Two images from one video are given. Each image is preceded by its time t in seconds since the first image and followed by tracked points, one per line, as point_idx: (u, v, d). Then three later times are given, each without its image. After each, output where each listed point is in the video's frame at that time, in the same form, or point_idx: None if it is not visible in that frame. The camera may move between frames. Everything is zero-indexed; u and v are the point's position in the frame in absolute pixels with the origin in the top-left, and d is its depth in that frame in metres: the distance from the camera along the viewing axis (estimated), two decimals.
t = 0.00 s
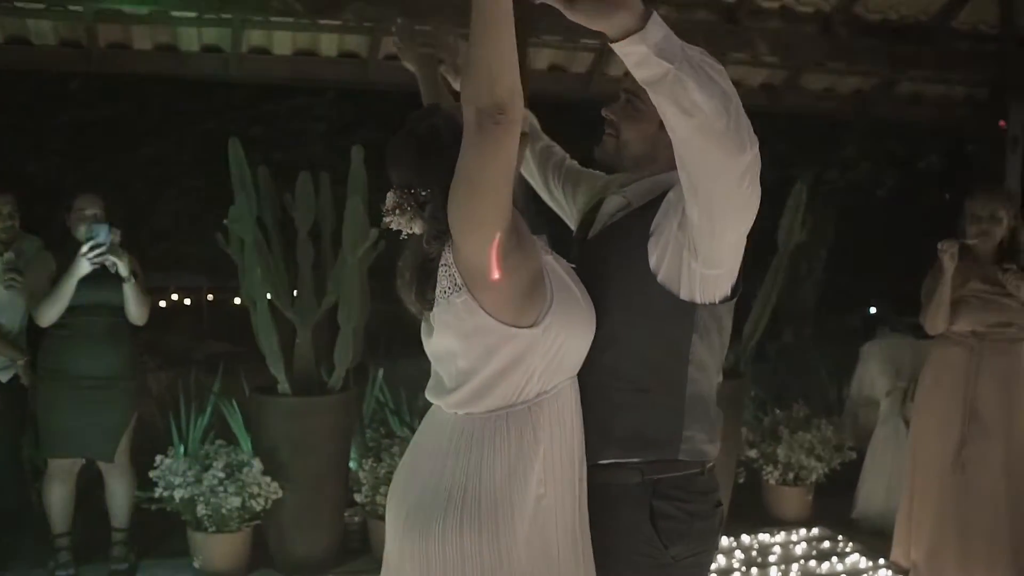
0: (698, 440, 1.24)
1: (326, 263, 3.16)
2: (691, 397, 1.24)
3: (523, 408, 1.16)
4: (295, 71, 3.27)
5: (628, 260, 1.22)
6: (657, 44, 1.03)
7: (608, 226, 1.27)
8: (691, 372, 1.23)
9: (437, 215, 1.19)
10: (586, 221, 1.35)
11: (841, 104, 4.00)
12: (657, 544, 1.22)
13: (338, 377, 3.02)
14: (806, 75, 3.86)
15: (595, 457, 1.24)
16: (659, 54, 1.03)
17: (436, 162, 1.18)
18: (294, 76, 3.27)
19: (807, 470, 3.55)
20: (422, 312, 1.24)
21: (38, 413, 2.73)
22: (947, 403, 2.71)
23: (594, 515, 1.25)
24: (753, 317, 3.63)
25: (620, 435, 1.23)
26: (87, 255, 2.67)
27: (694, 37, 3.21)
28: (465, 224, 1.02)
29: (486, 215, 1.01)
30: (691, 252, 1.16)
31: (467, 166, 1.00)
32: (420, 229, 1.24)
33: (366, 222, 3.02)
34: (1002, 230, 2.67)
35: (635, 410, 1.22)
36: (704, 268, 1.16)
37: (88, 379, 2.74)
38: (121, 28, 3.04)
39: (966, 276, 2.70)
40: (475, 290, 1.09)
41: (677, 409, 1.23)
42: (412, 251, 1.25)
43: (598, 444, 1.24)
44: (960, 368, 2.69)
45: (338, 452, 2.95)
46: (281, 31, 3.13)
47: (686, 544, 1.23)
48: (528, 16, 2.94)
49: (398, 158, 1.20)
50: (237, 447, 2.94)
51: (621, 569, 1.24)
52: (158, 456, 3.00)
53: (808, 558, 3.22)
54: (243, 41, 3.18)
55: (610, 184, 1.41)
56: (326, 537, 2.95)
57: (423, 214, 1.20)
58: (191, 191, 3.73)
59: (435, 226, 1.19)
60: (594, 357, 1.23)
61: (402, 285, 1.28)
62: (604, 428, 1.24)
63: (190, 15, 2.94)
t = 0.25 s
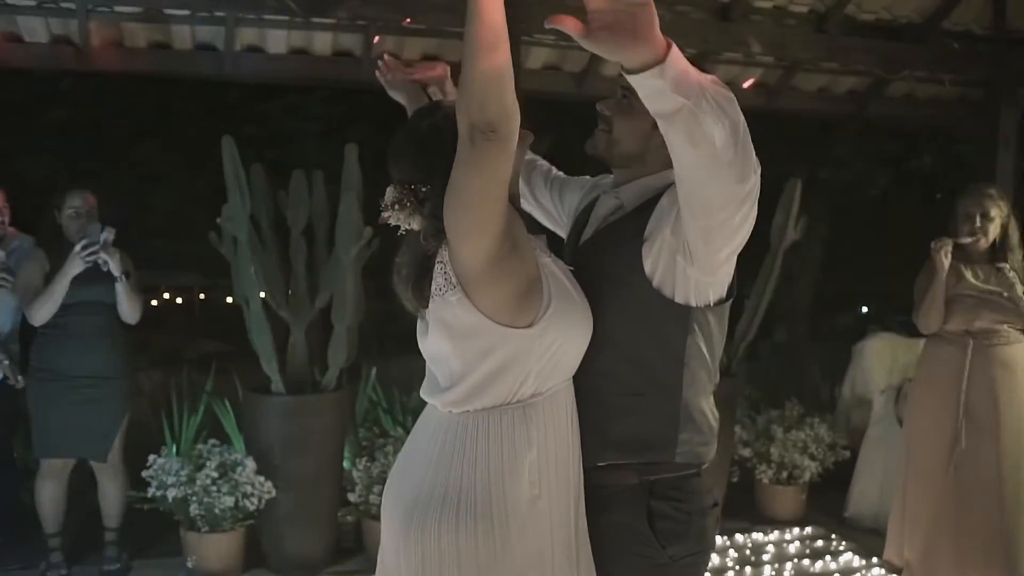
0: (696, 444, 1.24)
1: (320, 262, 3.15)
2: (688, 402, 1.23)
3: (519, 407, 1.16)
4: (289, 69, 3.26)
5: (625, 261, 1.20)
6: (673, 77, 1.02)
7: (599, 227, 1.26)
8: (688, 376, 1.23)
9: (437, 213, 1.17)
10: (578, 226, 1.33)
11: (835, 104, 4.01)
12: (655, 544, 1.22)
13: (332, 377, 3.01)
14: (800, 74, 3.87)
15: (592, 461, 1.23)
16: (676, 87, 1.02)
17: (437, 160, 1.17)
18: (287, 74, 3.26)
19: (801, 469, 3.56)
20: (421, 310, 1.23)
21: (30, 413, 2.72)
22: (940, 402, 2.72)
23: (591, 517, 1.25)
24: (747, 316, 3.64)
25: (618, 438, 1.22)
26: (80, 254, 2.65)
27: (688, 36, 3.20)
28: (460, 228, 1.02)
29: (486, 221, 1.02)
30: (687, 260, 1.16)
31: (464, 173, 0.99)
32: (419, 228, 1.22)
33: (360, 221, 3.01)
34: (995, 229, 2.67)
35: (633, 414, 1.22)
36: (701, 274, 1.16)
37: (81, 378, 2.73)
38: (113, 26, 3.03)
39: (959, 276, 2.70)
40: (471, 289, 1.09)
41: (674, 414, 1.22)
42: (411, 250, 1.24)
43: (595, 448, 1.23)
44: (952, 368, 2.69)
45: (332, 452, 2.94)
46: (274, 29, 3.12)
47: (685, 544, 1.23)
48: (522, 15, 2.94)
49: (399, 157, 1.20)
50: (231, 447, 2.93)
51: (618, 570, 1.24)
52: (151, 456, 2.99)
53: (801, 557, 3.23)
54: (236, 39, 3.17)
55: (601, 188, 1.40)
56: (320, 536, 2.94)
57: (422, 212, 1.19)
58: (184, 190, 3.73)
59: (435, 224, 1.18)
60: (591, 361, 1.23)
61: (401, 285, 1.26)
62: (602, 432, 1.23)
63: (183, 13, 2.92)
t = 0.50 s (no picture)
0: (692, 446, 1.23)
1: (312, 261, 3.14)
2: (682, 405, 1.23)
3: (509, 407, 1.16)
4: (280, 68, 3.25)
5: (621, 263, 1.20)
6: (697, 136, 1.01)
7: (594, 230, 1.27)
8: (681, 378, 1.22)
9: (437, 211, 1.17)
10: (569, 229, 1.33)
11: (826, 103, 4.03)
12: (650, 544, 1.22)
13: (324, 377, 3.00)
14: (791, 74, 3.88)
15: (587, 464, 1.23)
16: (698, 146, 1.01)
17: (439, 159, 1.17)
18: (279, 73, 3.26)
19: (793, 469, 3.57)
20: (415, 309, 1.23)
21: (21, 414, 2.71)
22: (931, 402, 2.73)
23: (587, 518, 1.25)
24: (738, 316, 3.65)
25: (613, 441, 1.22)
26: (71, 254, 2.64)
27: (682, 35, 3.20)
28: (451, 238, 1.02)
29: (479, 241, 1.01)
30: (679, 269, 1.15)
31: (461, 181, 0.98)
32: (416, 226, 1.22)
33: (352, 220, 3.01)
34: (986, 229, 2.68)
35: (628, 417, 1.21)
36: (693, 280, 1.15)
37: (72, 379, 2.72)
38: (104, 24, 3.01)
39: (950, 275, 2.71)
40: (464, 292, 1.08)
41: (669, 416, 1.22)
42: (408, 248, 1.23)
43: (590, 451, 1.23)
44: (944, 367, 2.70)
45: (324, 452, 2.94)
46: (267, 28, 3.11)
47: (683, 543, 1.23)
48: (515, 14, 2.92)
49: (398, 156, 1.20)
50: (222, 447, 2.94)
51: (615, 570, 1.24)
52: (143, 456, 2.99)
53: (794, 556, 3.24)
54: (228, 38, 3.17)
55: (593, 187, 1.39)
56: (313, 537, 2.94)
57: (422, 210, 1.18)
58: (176, 189, 3.72)
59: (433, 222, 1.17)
60: (586, 363, 1.23)
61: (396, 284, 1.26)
62: (596, 435, 1.23)
63: (175, 11, 2.92)
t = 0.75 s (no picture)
0: (683, 450, 1.24)
1: (304, 263, 3.13)
2: (674, 410, 1.24)
3: (500, 411, 1.15)
4: (272, 69, 3.25)
5: (613, 268, 1.20)
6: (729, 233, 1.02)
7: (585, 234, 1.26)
8: (674, 383, 1.23)
9: (434, 211, 1.15)
10: (559, 238, 1.30)
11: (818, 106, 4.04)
12: (642, 546, 1.23)
13: (316, 378, 2.99)
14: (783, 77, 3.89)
15: (579, 469, 1.24)
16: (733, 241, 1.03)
17: (438, 159, 1.17)
18: (271, 74, 3.25)
19: (784, 471, 3.58)
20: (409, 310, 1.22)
21: (10, 415, 2.69)
22: (921, 404, 2.75)
23: (579, 521, 1.26)
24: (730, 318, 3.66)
25: (604, 446, 1.22)
26: (63, 255, 2.61)
27: (674, 37, 3.20)
28: (443, 256, 1.02)
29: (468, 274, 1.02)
30: (672, 279, 1.14)
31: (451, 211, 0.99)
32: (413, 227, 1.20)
33: (344, 221, 3.00)
34: (978, 231, 2.69)
35: (620, 422, 1.22)
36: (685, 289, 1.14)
37: (62, 381, 2.70)
38: (95, 24, 3.00)
39: (941, 277, 2.72)
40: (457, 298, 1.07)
41: (661, 421, 1.23)
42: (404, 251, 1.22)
43: (582, 456, 1.24)
44: (934, 369, 2.72)
45: (315, 453, 2.93)
46: (259, 28, 3.10)
47: (676, 544, 1.24)
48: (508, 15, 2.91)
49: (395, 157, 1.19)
50: (213, 449, 2.93)
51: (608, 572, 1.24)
52: (134, 458, 2.98)
53: (785, 558, 3.24)
54: (219, 38, 3.16)
55: (584, 193, 1.37)
56: (303, 539, 2.93)
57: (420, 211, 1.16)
58: (167, 190, 3.71)
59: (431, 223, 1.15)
60: (578, 367, 1.23)
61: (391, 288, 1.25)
62: (588, 439, 1.23)
63: (167, 11, 2.91)
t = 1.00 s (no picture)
0: (677, 456, 1.22)
1: (296, 267, 3.13)
2: (667, 418, 1.22)
3: (491, 419, 1.14)
4: (264, 73, 3.24)
5: (605, 275, 1.20)
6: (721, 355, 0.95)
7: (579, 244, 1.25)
8: (668, 391, 1.21)
9: (428, 213, 1.11)
10: (549, 247, 1.31)
11: (809, 111, 4.06)
12: (635, 552, 1.22)
13: (307, 383, 2.98)
14: (774, 82, 3.91)
15: (572, 476, 1.24)
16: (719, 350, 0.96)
17: (439, 159, 1.11)
18: (262, 78, 3.25)
19: (776, 475, 3.58)
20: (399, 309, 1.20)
21: None
22: (911, 408, 2.76)
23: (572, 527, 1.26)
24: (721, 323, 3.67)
25: (597, 453, 1.22)
26: (54, 259, 2.56)
27: (666, 42, 3.21)
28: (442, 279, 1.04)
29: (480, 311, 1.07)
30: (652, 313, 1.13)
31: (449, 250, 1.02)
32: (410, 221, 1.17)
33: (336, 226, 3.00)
34: (967, 236, 2.70)
35: (612, 429, 1.21)
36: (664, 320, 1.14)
37: (51, 385, 2.68)
38: (86, 27, 2.99)
39: (932, 282, 2.73)
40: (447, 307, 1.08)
41: (653, 428, 1.21)
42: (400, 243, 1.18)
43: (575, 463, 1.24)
44: (924, 373, 2.73)
45: (306, 458, 2.92)
46: (251, 32, 3.10)
47: (666, 551, 1.22)
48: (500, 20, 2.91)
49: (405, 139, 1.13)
50: (203, 454, 2.91)
51: None
52: (124, 463, 2.96)
53: (777, 562, 3.24)
54: (211, 42, 3.16)
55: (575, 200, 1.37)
56: (293, 544, 2.91)
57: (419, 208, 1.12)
58: (158, 193, 3.69)
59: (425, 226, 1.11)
60: (571, 375, 1.23)
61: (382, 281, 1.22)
62: (582, 446, 1.23)
63: (159, 15, 2.90)
